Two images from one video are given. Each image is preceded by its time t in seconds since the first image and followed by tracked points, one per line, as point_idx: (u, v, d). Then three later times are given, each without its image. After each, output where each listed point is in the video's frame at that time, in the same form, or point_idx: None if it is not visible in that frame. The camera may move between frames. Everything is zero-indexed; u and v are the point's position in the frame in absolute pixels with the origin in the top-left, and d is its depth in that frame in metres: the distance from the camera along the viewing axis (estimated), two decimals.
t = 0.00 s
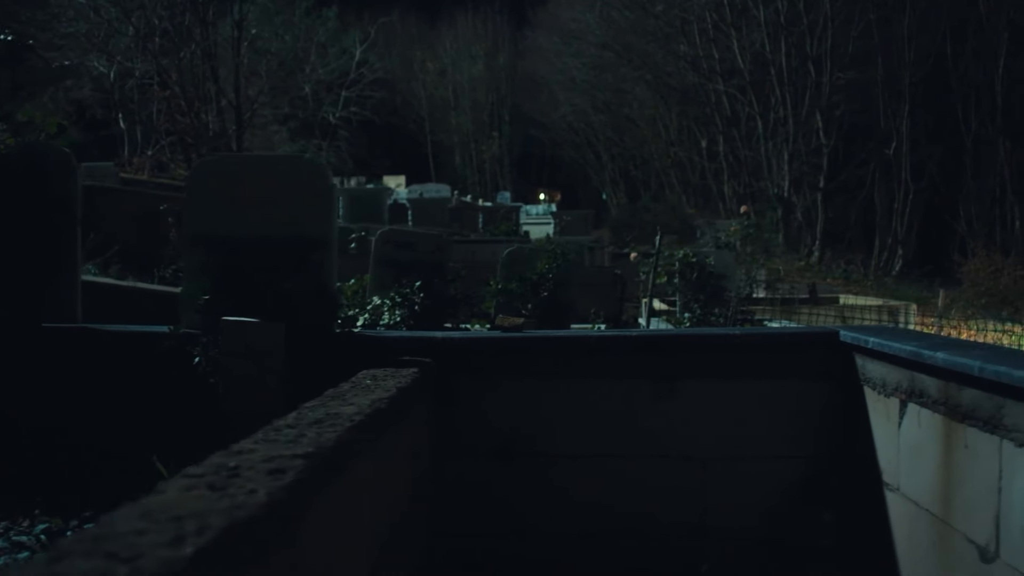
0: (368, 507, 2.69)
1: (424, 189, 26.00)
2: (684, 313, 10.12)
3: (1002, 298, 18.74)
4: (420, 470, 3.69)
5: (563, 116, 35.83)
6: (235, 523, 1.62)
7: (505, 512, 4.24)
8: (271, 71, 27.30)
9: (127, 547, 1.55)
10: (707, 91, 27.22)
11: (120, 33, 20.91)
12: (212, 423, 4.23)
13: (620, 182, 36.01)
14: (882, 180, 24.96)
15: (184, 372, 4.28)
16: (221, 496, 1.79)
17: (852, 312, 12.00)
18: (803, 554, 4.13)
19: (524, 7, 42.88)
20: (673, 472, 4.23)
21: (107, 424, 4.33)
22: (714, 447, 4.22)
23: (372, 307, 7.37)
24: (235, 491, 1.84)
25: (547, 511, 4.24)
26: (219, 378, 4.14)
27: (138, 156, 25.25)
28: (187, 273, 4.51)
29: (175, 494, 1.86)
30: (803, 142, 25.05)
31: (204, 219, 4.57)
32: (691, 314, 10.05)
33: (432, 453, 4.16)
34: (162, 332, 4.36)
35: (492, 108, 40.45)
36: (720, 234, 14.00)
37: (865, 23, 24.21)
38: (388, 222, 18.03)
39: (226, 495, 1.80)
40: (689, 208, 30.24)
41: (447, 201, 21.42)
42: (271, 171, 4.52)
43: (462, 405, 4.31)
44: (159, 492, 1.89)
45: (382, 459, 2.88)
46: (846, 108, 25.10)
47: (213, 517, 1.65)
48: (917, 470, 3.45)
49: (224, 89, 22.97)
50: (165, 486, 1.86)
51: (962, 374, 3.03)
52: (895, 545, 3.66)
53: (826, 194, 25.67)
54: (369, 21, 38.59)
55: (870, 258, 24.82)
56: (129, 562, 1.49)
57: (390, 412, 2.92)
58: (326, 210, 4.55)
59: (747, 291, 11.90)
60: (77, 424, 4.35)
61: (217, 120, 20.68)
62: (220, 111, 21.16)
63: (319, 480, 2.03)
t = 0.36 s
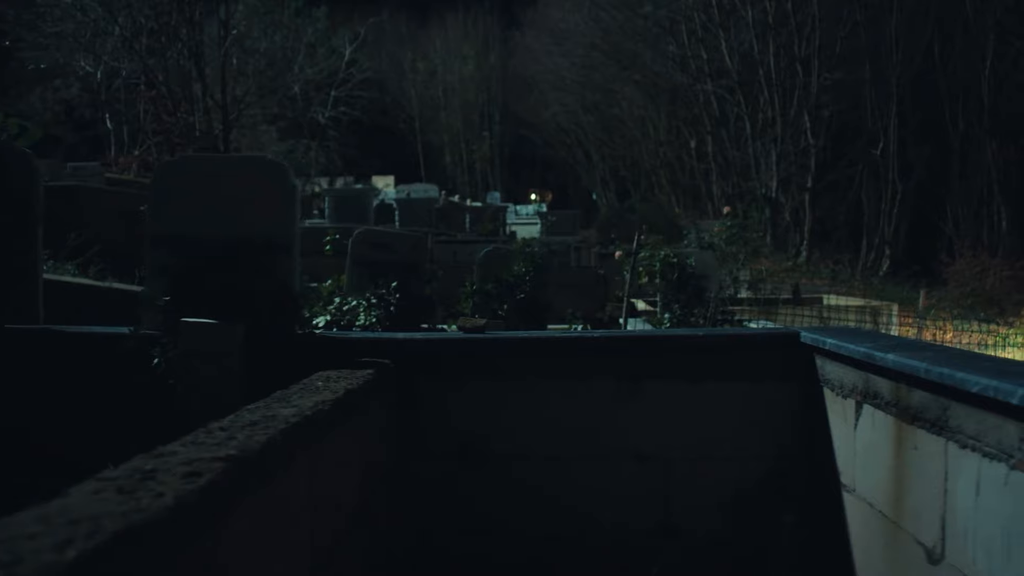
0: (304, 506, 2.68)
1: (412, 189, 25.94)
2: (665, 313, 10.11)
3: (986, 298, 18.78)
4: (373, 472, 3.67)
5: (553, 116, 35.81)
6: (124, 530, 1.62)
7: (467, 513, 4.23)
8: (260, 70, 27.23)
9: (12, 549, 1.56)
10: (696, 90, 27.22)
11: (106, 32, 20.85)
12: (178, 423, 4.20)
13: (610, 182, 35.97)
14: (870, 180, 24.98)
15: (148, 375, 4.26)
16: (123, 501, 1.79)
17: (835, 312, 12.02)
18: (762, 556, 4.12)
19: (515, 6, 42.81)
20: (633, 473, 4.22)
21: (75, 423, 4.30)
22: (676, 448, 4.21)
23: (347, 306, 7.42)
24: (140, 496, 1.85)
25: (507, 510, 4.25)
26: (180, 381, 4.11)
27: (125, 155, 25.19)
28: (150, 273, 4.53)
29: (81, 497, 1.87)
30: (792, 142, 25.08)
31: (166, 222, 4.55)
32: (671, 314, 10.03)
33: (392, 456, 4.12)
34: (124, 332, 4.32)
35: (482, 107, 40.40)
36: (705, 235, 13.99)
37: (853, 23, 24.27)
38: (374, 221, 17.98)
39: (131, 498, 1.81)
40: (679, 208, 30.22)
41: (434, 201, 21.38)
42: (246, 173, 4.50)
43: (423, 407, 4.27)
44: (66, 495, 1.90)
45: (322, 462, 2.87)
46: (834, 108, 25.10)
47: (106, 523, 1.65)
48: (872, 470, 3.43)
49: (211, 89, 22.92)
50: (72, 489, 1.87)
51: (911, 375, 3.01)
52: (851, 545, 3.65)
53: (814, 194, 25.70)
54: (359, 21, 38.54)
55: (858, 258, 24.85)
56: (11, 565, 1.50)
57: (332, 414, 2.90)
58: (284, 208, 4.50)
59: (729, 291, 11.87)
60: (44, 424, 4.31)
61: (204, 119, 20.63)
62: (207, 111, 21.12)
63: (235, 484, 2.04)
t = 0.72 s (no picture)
0: (235, 506, 2.68)
1: (398, 189, 25.95)
2: (644, 313, 10.06)
3: (968, 298, 18.87)
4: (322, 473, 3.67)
5: (542, 116, 35.86)
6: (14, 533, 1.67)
7: (424, 513, 4.21)
8: (248, 69, 27.20)
9: None
10: (682, 91, 27.32)
11: (91, 32, 20.82)
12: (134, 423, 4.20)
13: (599, 182, 35.98)
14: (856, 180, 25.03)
15: (105, 375, 4.25)
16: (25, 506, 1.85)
17: (814, 312, 12.14)
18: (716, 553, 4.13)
19: (504, 6, 42.86)
20: (589, 474, 4.20)
21: (34, 422, 4.26)
22: (632, 449, 4.20)
23: (320, 308, 7.39)
24: (44, 501, 1.90)
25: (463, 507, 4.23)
26: (135, 380, 4.11)
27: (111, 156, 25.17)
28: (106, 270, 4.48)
29: None
30: (778, 142, 25.13)
31: (121, 220, 4.43)
32: (650, 314, 9.98)
33: (347, 457, 4.11)
34: (83, 333, 4.32)
35: (471, 107, 40.42)
36: (686, 236, 14.05)
37: (840, 23, 24.29)
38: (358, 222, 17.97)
39: (35, 503, 1.87)
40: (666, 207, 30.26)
41: (420, 201, 21.36)
42: (201, 173, 4.42)
43: (379, 407, 4.25)
44: None
45: (258, 464, 2.86)
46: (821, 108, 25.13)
47: None
48: (823, 471, 3.43)
49: (196, 89, 22.87)
50: None
51: (857, 377, 3.01)
52: (806, 545, 3.65)
53: (800, 194, 25.75)
54: (347, 21, 38.61)
55: (844, 258, 24.91)
56: None
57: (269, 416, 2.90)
58: (238, 207, 4.45)
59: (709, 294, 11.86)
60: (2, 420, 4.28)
61: (189, 118, 20.59)
62: (192, 109, 21.07)
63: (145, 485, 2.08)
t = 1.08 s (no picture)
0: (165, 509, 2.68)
1: (384, 189, 25.92)
2: (623, 313, 10.06)
3: (951, 299, 18.96)
4: (273, 474, 3.67)
5: (531, 116, 35.90)
6: None
7: (381, 514, 4.21)
8: (236, 69, 27.16)
9: None
10: (669, 91, 27.36)
11: (75, 31, 20.75)
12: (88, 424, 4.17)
13: (588, 182, 36.03)
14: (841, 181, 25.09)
15: (58, 376, 4.21)
16: None
17: (793, 313, 12.19)
18: (671, 554, 4.13)
19: (493, 7, 42.89)
20: (545, 476, 4.20)
21: None
22: (588, 451, 4.20)
23: (293, 309, 7.40)
24: None
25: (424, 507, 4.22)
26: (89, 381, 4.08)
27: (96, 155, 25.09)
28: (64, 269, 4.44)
29: None
30: (765, 142, 25.16)
31: (77, 220, 4.35)
32: (628, 313, 10.00)
33: (302, 456, 4.10)
34: (39, 335, 4.27)
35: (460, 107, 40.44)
36: (668, 236, 14.09)
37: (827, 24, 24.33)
38: (342, 222, 17.94)
39: None
40: (653, 207, 30.30)
41: (406, 201, 21.32)
42: (160, 173, 4.34)
43: (336, 409, 4.25)
44: None
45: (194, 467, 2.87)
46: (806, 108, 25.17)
47: None
48: (773, 471, 3.43)
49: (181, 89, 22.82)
50: None
51: (801, 378, 3.00)
52: (756, 545, 3.65)
53: (786, 194, 25.78)
54: (335, 21, 38.58)
55: (829, 257, 24.98)
56: None
57: (205, 419, 2.91)
58: (203, 208, 4.39)
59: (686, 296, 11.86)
60: None
61: (174, 117, 20.55)
62: (178, 109, 21.03)
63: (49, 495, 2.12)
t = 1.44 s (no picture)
0: (95, 510, 2.67)
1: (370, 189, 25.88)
2: (601, 314, 10.10)
3: (932, 300, 19.07)
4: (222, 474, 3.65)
5: (519, 116, 35.96)
6: None
7: (335, 515, 4.18)
8: (222, 68, 27.15)
9: None
10: (655, 91, 27.43)
11: (59, 31, 20.71)
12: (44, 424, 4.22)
13: (576, 182, 36.08)
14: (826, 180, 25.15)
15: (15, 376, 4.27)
16: None
17: (772, 313, 12.20)
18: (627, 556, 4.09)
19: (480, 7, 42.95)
20: (502, 477, 4.18)
21: None
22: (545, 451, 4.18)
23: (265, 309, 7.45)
24: None
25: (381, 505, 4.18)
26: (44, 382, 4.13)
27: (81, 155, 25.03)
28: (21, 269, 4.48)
29: None
30: (750, 143, 25.21)
31: (35, 222, 4.39)
32: (606, 314, 10.06)
33: (257, 455, 4.07)
34: None
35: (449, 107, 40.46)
36: (649, 237, 14.11)
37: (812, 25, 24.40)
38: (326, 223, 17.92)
39: None
40: (640, 207, 30.39)
41: (391, 202, 21.31)
42: (117, 175, 4.37)
43: (291, 411, 4.23)
44: None
45: (129, 467, 2.86)
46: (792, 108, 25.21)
47: None
48: (721, 472, 3.43)
49: (165, 89, 22.80)
50: None
51: (743, 380, 3.00)
52: (709, 547, 3.63)
53: (771, 194, 25.83)
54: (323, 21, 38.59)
55: (814, 257, 25.07)
56: None
57: (141, 420, 2.89)
58: (160, 209, 4.41)
59: (663, 297, 11.90)
60: None
61: (158, 116, 20.57)
62: (162, 108, 21.04)
63: None
